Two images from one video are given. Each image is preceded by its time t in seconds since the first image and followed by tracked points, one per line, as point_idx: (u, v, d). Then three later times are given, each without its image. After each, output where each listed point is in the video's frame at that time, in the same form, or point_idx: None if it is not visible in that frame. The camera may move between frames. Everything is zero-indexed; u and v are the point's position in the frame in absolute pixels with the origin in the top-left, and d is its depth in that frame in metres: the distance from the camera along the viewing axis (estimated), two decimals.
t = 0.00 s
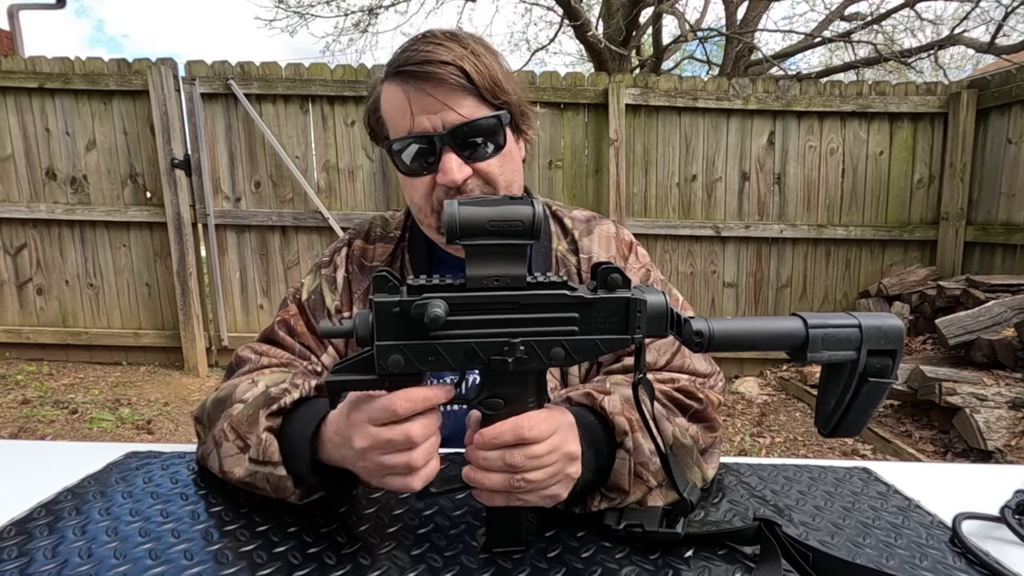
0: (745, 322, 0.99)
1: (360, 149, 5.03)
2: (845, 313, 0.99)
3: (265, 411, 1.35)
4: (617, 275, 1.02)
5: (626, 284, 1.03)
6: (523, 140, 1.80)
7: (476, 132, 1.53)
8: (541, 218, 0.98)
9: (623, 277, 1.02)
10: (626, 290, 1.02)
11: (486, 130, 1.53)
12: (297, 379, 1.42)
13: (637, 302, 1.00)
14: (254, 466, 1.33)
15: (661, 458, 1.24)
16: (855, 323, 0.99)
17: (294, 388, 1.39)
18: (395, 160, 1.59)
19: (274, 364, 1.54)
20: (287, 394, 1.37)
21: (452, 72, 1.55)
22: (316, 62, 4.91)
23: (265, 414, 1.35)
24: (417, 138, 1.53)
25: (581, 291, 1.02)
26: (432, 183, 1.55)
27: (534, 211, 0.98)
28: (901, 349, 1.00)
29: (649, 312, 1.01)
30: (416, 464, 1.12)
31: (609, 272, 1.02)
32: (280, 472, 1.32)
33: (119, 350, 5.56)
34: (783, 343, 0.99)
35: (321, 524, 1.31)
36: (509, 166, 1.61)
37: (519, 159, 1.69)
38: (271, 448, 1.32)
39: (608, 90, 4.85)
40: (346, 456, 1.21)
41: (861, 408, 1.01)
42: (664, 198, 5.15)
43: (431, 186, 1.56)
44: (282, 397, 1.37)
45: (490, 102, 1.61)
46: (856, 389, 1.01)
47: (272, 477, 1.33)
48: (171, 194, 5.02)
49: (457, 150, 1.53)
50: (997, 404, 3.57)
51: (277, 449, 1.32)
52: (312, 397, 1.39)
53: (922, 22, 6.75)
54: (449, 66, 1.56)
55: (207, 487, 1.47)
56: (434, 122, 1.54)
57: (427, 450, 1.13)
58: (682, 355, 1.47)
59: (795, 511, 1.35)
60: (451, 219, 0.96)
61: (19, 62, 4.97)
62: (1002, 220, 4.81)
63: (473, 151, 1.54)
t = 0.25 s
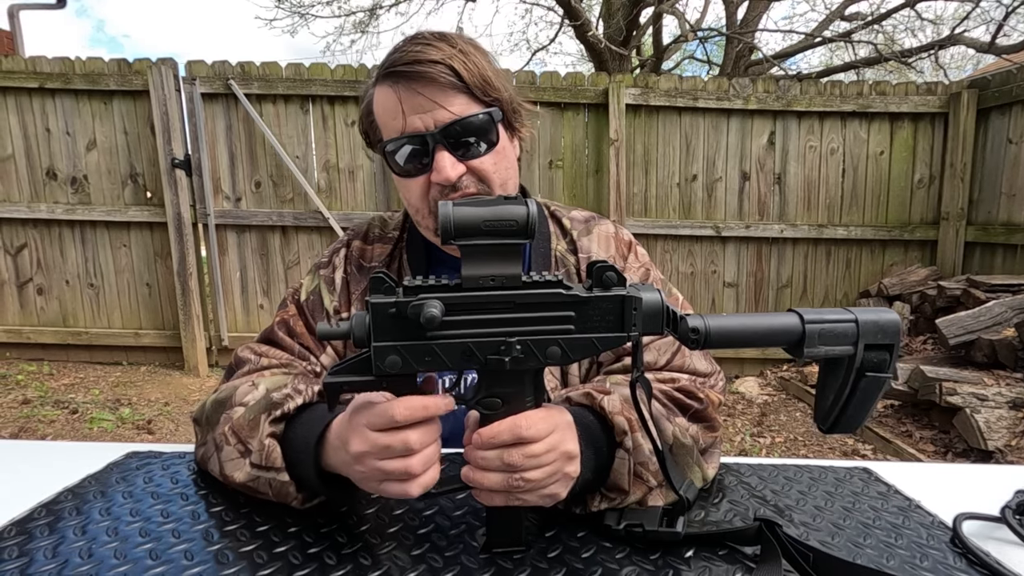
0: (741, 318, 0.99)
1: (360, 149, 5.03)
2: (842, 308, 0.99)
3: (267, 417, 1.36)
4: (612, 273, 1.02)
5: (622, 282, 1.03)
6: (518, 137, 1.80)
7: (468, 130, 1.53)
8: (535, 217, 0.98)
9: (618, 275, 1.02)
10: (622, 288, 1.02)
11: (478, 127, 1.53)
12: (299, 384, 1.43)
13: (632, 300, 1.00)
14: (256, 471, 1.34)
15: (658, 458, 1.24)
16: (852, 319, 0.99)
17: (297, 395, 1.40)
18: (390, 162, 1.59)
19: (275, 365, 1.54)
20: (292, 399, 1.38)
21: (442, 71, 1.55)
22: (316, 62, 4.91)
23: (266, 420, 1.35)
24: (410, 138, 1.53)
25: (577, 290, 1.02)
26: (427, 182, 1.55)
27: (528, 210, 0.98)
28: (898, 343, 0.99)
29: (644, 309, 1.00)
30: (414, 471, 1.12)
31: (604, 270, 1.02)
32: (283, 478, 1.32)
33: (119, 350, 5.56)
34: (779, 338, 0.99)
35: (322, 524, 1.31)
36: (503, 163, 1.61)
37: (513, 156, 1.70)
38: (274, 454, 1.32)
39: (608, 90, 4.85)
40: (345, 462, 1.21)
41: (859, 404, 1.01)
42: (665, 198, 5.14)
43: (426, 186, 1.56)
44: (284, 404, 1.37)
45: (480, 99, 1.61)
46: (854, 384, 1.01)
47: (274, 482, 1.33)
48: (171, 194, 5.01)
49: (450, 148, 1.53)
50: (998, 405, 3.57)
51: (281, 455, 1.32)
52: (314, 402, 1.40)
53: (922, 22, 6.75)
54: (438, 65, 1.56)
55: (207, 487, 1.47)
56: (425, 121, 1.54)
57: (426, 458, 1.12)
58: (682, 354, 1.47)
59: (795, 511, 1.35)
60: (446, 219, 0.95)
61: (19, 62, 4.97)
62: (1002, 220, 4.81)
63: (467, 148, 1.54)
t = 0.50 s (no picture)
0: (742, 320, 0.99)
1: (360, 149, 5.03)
2: (844, 311, 0.99)
3: (262, 425, 1.37)
4: (614, 274, 1.02)
5: (623, 283, 1.03)
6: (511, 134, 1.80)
7: (462, 127, 1.54)
8: (538, 217, 0.98)
9: (620, 276, 1.02)
10: (623, 289, 1.02)
11: (471, 124, 1.54)
12: (295, 390, 1.43)
13: (634, 301, 1.00)
14: (253, 480, 1.33)
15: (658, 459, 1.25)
16: (854, 321, 0.98)
17: (291, 403, 1.39)
18: (386, 163, 1.59)
19: (272, 365, 1.54)
20: (286, 407, 1.38)
21: (433, 70, 1.54)
22: (316, 62, 4.92)
23: (261, 429, 1.36)
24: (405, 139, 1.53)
25: (578, 291, 1.02)
26: (425, 180, 1.56)
27: (530, 211, 0.98)
28: (901, 346, 0.99)
29: (646, 310, 1.00)
30: (417, 486, 1.11)
31: (606, 271, 1.02)
32: (279, 487, 1.32)
33: (119, 350, 5.56)
34: (780, 340, 0.99)
35: (322, 524, 1.31)
36: (498, 158, 1.63)
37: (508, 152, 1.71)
38: (269, 464, 1.32)
39: (608, 90, 4.85)
40: (342, 475, 1.20)
41: (861, 406, 1.01)
42: (665, 198, 5.14)
43: (424, 184, 1.56)
44: (278, 411, 1.38)
45: (473, 96, 1.59)
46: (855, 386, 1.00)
47: (270, 492, 1.32)
48: (171, 193, 5.01)
49: (446, 145, 1.54)
50: (998, 405, 3.57)
51: (276, 465, 1.32)
52: (310, 410, 1.40)
53: (922, 22, 6.75)
54: (429, 63, 1.54)
55: (207, 487, 1.47)
56: (420, 121, 1.53)
57: (428, 471, 1.12)
58: (682, 353, 1.46)
59: (796, 511, 1.35)
60: (447, 220, 0.96)
61: (20, 62, 4.97)
62: (1003, 220, 4.81)
63: (462, 145, 1.55)
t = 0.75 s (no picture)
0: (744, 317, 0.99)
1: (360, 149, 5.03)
2: (845, 310, 0.99)
3: (271, 423, 1.35)
4: (614, 273, 1.02)
5: (624, 283, 1.03)
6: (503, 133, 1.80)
7: (452, 133, 1.54)
8: (537, 217, 0.99)
9: (621, 276, 1.02)
10: (624, 289, 1.02)
11: (460, 130, 1.54)
12: (307, 390, 1.42)
13: (635, 301, 1.00)
14: (258, 475, 1.33)
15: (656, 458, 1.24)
16: (855, 320, 0.98)
17: (303, 403, 1.38)
18: (380, 173, 1.59)
19: (276, 364, 1.54)
20: (298, 407, 1.37)
21: (418, 80, 1.54)
22: (316, 62, 4.92)
23: (272, 428, 1.35)
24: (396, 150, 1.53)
25: (578, 290, 1.02)
26: (420, 190, 1.55)
27: (530, 211, 0.99)
28: (902, 345, 0.99)
29: (647, 310, 1.00)
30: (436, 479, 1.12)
31: (606, 270, 1.02)
32: (285, 485, 1.31)
33: (120, 350, 5.56)
34: (781, 340, 0.98)
35: (322, 524, 1.31)
36: (490, 159, 1.62)
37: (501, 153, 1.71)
38: (277, 461, 1.32)
39: (608, 90, 4.85)
40: (356, 473, 1.20)
41: (861, 406, 1.01)
42: (665, 198, 5.14)
43: (419, 193, 1.56)
44: (289, 410, 1.36)
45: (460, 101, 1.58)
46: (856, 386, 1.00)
47: (275, 488, 1.32)
48: (172, 193, 5.01)
49: (438, 153, 1.53)
50: (998, 405, 3.56)
51: (284, 461, 1.32)
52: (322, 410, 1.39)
53: (922, 21, 6.75)
54: (414, 74, 1.54)
55: (207, 487, 1.47)
56: (409, 131, 1.53)
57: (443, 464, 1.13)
58: (680, 352, 1.46)
59: (796, 511, 1.35)
60: (448, 219, 0.96)
61: (20, 62, 4.97)
62: (1003, 220, 4.81)
63: (454, 152, 1.54)
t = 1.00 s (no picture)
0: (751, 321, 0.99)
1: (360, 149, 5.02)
2: (857, 317, 0.98)
3: (274, 421, 1.35)
4: (619, 276, 1.02)
5: (629, 286, 1.02)
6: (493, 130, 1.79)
7: (436, 134, 1.54)
8: (540, 217, 0.98)
9: (625, 278, 1.02)
10: (628, 291, 1.02)
11: (445, 128, 1.55)
12: (308, 389, 1.42)
13: (638, 304, 1.00)
14: (260, 473, 1.34)
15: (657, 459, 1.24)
16: (867, 327, 0.97)
17: (306, 401, 1.38)
18: (368, 177, 1.61)
19: (278, 363, 1.53)
20: (299, 406, 1.37)
21: (398, 82, 1.54)
22: (317, 62, 4.93)
23: (274, 426, 1.35)
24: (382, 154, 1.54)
25: (582, 293, 1.02)
26: (408, 192, 1.56)
27: (533, 211, 0.98)
28: (915, 354, 0.97)
29: (650, 314, 1.01)
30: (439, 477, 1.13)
31: (609, 273, 1.02)
32: (287, 483, 1.32)
33: (120, 350, 5.56)
34: (790, 345, 0.98)
35: (322, 524, 1.31)
36: (477, 156, 1.62)
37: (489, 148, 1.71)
38: (279, 459, 1.32)
39: (608, 90, 4.85)
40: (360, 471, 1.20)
41: (872, 414, 1.00)
42: (665, 198, 5.14)
43: (408, 196, 1.57)
44: (291, 409, 1.36)
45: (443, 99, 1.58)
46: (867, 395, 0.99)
47: (276, 486, 1.33)
48: (172, 193, 5.01)
49: (424, 155, 1.54)
50: (998, 405, 3.57)
51: (286, 459, 1.32)
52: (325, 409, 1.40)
53: (923, 21, 6.76)
54: (393, 77, 1.54)
55: (208, 487, 1.47)
56: (393, 135, 1.54)
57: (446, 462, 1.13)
58: (680, 351, 1.45)
59: (796, 511, 1.35)
60: (450, 219, 0.96)
61: (20, 62, 4.97)
62: (1003, 220, 4.81)
63: (440, 152, 1.55)
